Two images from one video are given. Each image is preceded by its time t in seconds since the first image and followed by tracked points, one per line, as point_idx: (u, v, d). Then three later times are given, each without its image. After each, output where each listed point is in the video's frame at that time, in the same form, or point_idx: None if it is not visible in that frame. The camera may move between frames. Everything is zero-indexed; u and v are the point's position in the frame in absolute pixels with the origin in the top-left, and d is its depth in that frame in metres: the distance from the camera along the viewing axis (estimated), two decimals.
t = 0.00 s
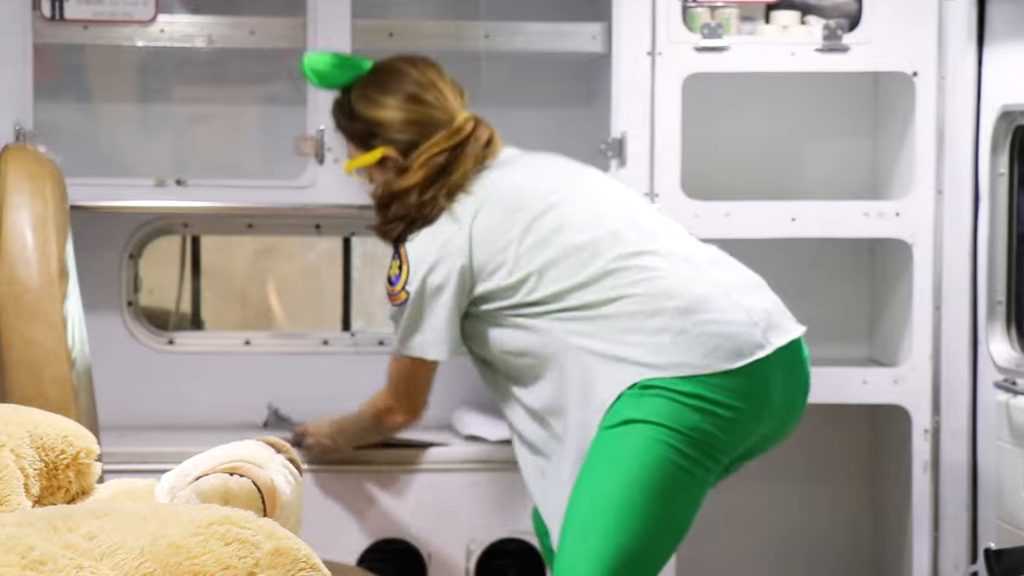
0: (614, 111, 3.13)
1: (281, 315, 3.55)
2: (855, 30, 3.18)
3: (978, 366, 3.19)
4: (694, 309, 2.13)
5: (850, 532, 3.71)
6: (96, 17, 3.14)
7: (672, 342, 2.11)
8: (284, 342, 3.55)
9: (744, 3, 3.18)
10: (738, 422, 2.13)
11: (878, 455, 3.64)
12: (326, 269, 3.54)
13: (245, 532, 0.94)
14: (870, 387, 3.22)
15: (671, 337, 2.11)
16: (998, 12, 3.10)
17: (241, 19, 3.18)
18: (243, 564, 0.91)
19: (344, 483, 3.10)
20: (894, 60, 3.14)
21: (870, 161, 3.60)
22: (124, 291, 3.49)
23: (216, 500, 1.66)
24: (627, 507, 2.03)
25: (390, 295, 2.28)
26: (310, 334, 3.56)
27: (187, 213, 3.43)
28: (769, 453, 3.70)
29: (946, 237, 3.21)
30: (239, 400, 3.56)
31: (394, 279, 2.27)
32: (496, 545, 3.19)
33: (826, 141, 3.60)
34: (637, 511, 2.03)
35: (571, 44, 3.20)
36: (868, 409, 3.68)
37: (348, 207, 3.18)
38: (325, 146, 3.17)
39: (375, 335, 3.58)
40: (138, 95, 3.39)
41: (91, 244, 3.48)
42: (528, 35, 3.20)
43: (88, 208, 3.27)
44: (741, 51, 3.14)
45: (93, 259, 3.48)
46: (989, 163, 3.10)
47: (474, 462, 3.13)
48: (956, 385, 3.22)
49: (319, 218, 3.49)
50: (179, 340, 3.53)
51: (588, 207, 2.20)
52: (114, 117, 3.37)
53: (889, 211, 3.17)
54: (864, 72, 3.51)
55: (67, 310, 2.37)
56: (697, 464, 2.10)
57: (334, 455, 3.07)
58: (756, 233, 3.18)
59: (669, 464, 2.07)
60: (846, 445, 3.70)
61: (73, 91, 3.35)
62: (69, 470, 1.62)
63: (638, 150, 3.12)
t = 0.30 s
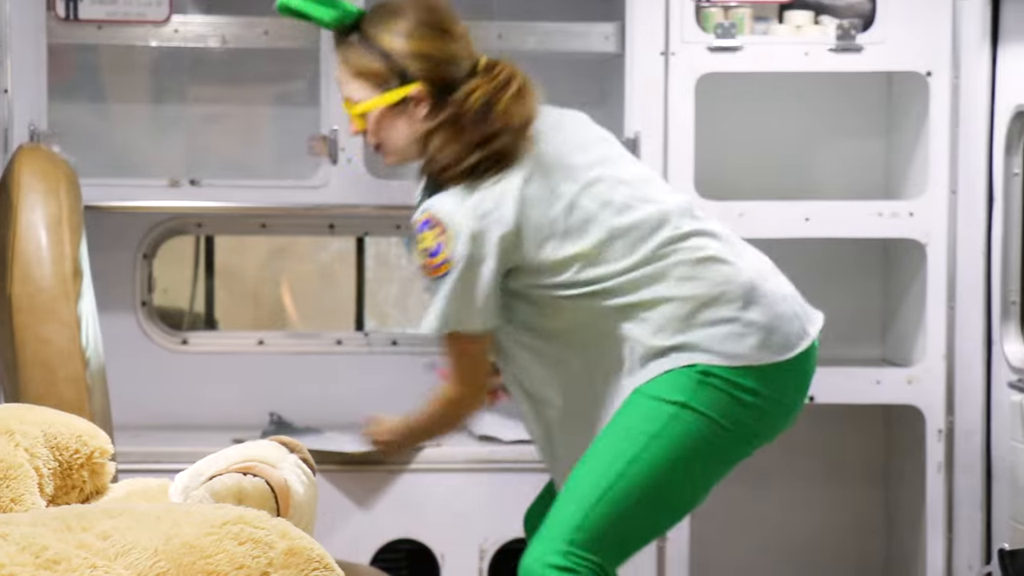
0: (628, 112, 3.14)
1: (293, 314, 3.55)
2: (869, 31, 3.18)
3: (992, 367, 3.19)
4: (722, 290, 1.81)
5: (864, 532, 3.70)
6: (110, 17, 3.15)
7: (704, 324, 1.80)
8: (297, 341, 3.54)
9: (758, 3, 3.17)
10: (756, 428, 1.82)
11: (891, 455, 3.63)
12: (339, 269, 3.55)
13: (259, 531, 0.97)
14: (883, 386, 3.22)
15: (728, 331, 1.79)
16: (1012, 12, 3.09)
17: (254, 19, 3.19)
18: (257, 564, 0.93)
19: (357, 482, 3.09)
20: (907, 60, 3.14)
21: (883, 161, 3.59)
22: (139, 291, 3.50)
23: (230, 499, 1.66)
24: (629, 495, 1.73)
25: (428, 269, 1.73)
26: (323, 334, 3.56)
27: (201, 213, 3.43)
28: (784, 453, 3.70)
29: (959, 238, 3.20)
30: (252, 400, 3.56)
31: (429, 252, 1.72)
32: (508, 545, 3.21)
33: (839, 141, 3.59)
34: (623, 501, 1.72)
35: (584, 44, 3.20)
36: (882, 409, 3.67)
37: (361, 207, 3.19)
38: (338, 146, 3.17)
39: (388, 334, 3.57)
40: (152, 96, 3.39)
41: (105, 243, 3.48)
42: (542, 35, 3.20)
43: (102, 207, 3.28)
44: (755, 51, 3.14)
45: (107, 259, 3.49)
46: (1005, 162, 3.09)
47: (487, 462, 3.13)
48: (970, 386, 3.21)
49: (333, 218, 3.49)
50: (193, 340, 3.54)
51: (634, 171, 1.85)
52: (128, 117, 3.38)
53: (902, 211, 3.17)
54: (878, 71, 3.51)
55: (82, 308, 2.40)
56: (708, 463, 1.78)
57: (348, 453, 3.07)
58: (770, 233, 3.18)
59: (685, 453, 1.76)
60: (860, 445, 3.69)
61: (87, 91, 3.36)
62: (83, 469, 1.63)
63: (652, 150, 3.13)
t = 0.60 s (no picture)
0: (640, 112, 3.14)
1: (306, 315, 3.56)
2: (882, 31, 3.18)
3: (1005, 368, 3.18)
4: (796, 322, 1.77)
5: (878, 532, 3.69)
6: (124, 17, 3.16)
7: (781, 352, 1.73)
8: (310, 342, 3.55)
9: (772, 3, 3.17)
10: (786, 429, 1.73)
11: (904, 455, 3.62)
12: (352, 269, 3.56)
13: (274, 531, 1.02)
14: (896, 387, 3.21)
15: (804, 326, 1.78)
16: None
17: (268, 20, 3.21)
18: (270, 563, 0.98)
19: (370, 482, 3.10)
20: (922, 61, 3.14)
21: (896, 161, 3.59)
22: (152, 292, 3.51)
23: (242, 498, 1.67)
24: (652, 491, 1.63)
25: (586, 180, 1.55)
26: (336, 334, 3.57)
27: (214, 214, 3.44)
28: (796, 453, 3.69)
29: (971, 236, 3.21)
30: (265, 399, 3.56)
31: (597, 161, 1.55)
32: (520, 544, 3.21)
33: (854, 142, 3.59)
34: (655, 503, 1.63)
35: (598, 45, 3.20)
36: (894, 408, 3.66)
37: (374, 207, 3.19)
38: (351, 147, 3.18)
39: (401, 334, 3.57)
40: (166, 96, 3.41)
41: (118, 244, 3.50)
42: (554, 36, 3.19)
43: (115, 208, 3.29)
44: (769, 52, 3.13)
45: (120, 259, 3.50)
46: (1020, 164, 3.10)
47: (500, 462, 3.13)
48: (982, 386, 3.21)
49: (346, 219, 3.50)
50: (206, 341, 3.55)
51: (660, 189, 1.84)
52: (142, 118, 3.38)
53: (916, 211, 3.16)
54: (891, 71, 3.51)
55: (96, 309, 2.41)
56: (744, 462, 1.68)
57: (361, 453, 3.07)
58: (782, 234, 3.18)
59: (717, 452, 1.66)
60: (872, 446, 3.68)
61: (101, 92, 3.36)
62: (97, 469, 1.63)
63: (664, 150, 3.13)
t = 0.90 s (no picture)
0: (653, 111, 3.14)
1: (320, 315, 3.57)
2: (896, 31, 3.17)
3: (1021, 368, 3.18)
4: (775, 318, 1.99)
5: (893, 532, 3.69)
6: (139, 18, 3.17)
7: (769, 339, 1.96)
8: (324, 342, 3.55)
9: (786, 3, 3.16)
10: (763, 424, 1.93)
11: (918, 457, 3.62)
12: (366, 269, 3.57)
13: (289, 531, 1.08)
14: (910, 388, 3.21)
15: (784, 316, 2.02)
16: None
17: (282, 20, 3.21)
18: (283, 563, 1.04)
19: (385, 481, 3.10)
20: (936, 61, 3.13)
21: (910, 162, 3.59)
22: (166, 292, 3.51)
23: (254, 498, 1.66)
24: (653, 494, 1.82)
25: (667, 179, 1.77)
26: (350, 334, 3.57)
27: (229, 214, 3.45)
28: (810, 454, 3.69)
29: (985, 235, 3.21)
30: (279, 399, 3.57)
31: (671, 161, 1.78)
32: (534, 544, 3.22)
33: (869, 142, 3.59)
34: (669, 506, 1.82)
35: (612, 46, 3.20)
36: (908, 411, 3.65)
37: (389, 208, 3.20)
38: (365, 147, 3.18)
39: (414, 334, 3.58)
40: (181, 96, 3.41)
41: (131, 244, 3.50)
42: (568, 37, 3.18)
43: (130, 208, 3.29)
44: (782, 52, 3.13)
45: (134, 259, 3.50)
46: None
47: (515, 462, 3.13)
48: (998, 387, 3.21)
49: (360, 219, 3.51)
50: (220, 341, 3.55)
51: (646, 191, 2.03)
52: (156, 119, 3.39)
53: (931, 212, 3.16)
54: (906, 71, 3.50)
55: (111, 309, 2.42)
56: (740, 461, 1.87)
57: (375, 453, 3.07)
58: (797, 233, 3.17)
59: (718, 457, 1.85)
60: (886, 447, 3.68)
61: (116, 92, 3.37)
62: (113, 468, 1.63)
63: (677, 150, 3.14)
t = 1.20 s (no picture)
0: (667, 111, 3.14)
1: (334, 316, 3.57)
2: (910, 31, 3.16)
3: None
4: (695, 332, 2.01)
5: (905, 533, 3.69)
6: (152, 19, 3.17)
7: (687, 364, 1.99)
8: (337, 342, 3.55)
9: (799, 3, 3.16)
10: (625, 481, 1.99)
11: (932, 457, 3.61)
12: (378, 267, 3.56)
13: (302, 531, 1.08)
14: (924, 389, 3.20)
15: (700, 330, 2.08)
16: None
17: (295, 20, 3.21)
18: (296, 563, 1.05)
19: (397, 481, 3.10)
20: (949, 61, 3.13)
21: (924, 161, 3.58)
22: (179, 292, 3.52)
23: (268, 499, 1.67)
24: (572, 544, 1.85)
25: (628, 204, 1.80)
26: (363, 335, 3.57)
27: (242, 214, 3.45)
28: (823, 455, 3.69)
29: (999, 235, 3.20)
30: (292, 399, 3.57)
31: (634, 186, 1.80)
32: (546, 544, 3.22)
33: (882, 142, 3.59)
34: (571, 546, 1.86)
35: (625, 46, 3.19)
36: (921, 410, 3.65)
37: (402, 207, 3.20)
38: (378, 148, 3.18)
39: (427, 335, 3.58)
40: (194, 96, 3.42)
41: (145, 244, 3.51)
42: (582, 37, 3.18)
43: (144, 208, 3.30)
44: (795, 52, 3.12)
45: (148, 260, 3.51)
46: None
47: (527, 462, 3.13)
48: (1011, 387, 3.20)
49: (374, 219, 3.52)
50: (233, 341, 3.56)
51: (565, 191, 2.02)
52: (170, 119, 3.40)
53: (944, 213, 3.16)
54: (919, 71, 3.50)
55: (124, 310, 2.42)
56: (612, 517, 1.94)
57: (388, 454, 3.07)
58: (810, 234, 3.17)
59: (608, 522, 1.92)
60: (899, 447, 3.67)
61: (129, 92, 3.38)
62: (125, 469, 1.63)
63: (690, 151, 3.13)
